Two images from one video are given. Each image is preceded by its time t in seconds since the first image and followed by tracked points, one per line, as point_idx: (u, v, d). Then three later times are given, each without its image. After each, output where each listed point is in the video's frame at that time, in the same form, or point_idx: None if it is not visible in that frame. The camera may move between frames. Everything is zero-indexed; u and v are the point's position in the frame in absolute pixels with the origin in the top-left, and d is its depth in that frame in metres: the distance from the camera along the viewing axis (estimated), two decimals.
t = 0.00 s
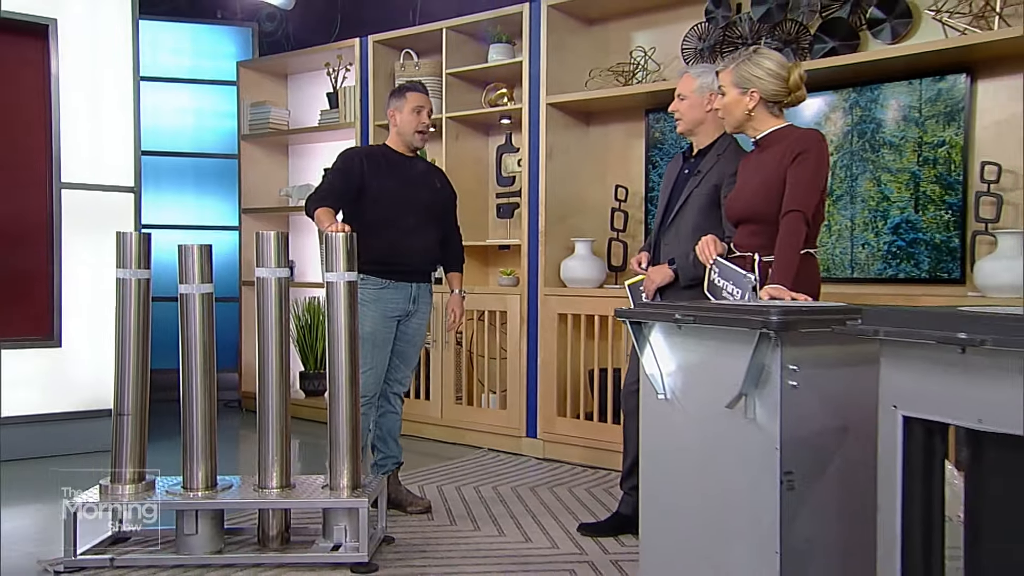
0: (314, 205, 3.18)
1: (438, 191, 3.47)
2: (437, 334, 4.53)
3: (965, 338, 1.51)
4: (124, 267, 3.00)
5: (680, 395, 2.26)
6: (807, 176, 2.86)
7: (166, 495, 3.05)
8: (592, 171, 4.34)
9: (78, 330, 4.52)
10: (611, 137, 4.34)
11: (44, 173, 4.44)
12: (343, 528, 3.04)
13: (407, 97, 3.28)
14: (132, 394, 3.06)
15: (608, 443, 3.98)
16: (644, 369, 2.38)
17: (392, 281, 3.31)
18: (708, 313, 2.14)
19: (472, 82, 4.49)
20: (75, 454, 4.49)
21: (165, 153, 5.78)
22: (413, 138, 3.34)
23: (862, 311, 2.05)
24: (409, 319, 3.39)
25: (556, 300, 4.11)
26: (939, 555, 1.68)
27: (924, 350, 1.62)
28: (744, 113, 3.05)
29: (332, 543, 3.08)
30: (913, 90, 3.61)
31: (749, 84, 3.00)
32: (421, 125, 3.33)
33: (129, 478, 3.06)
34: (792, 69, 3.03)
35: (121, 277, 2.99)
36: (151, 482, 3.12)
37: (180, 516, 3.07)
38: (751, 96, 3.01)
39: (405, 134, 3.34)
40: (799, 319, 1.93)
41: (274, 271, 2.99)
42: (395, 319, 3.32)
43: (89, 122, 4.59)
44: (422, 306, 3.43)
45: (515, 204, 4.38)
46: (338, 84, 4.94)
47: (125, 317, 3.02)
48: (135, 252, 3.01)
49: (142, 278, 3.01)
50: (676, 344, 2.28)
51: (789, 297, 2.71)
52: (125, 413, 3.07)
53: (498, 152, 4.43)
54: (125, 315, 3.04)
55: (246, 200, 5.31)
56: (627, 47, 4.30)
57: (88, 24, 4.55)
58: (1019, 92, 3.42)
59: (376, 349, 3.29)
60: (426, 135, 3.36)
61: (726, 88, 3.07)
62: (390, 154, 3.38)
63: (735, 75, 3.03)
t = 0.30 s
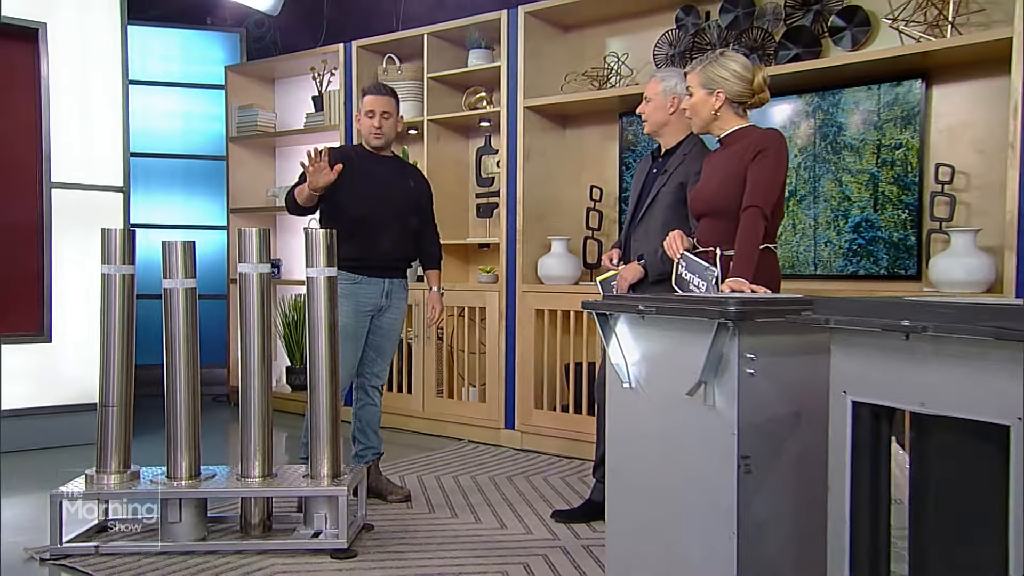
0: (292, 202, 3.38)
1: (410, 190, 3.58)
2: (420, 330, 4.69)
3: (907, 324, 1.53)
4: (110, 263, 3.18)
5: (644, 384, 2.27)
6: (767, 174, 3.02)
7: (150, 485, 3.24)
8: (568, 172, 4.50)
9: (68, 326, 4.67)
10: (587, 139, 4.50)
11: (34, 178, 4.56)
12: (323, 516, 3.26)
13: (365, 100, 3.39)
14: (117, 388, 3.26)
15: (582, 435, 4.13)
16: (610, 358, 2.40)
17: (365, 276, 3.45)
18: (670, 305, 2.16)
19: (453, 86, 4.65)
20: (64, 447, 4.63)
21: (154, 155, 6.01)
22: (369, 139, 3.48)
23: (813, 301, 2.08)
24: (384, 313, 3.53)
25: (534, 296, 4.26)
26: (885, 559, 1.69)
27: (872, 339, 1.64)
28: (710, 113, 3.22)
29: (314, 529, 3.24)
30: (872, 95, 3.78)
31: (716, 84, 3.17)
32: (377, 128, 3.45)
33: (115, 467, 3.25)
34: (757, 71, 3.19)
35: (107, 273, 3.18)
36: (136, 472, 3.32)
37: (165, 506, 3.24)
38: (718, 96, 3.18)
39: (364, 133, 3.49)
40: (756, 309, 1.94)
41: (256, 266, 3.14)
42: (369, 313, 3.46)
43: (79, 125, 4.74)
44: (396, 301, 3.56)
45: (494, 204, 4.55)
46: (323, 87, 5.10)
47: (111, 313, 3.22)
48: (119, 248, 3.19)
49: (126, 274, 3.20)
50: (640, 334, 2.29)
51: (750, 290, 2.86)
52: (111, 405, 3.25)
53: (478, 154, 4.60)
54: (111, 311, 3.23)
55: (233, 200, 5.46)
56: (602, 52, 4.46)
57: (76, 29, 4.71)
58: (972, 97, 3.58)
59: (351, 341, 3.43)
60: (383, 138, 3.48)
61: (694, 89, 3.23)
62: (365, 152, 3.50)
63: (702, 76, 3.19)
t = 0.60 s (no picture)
0: (268, 206, 3.43)
1: (374, 187, 3.74)
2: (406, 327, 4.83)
3: (860, 315, 1.62)
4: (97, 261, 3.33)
5: (614, 375, 2.37)
6: (731, 175, 3.17)
7: (138, 474, 3.36)
8: (548, 173, 4.66)
9: (62, 322, 4.81)
10: (567, 142, 4.65)
11: (28, 183, 4.71)
12: (308, 505, 3.38)
13: (332, 99, 3.51)
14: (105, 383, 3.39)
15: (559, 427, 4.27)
16: (583, 352, 2.49)
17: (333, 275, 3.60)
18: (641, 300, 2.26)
19: (437, 90, 4.82)
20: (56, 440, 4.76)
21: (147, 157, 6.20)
22: (340, 136, 3.59)
23: (772, 294, 2.20)
24: (355, 309, 3.68)
25: (515, 293, 4.41)
26: (839, 554, 1.80)
27: (830, 329, 1.74)
28: (680, 114, 3.37)
29: (297, 519, 3.43)
30: (838, 100, 3.93)
31: (685, 88, 3.31)
32: (346, 125, 3.56)
33: (104, 459, 3.38)
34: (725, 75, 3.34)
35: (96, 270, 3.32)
36: (124, 463, 3.45)
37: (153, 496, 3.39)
38: (687, 99, 3.33)
39: (333, 132, 3.59)
40: (719, 302, 2.07)
41: (242, 263, 3.29)
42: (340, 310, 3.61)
43: (72, 126, 4.89)
44: (366, 297, 3.71)
45: (476, 204, 4.72)
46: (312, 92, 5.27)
47: (99, 310, 3.35)
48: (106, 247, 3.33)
49: (113, 272, 3.34)
50: (612, 328, 2.39)
51: (714, 285, 3.01)
52: (100, 399, 3.39)
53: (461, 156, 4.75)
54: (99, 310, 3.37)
55: (224, 201, 5.60)
56: (580, 58, 4.62)
57: (71, 34, 4.86)
58: (931, 103, 3.76)
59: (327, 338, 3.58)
60: (353, 134, 3.59)
61: (665, 91, 3.38)
62: (329, 153, 3.65)
63: (672, 79, 3.34)
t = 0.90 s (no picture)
0: (244, 212, 3.61)
1: (342, 186, 3.90)
2: (393, 324, 4.97)
3: (821, 308, 1.67)
4: (91, 259, 3.47)
5: (588, 368, 2.38)
6: (702, 177, 3.32)
7: (131, 466, 3.49)
8: (531, 175, 4.83)
9: (59, 319, 4.96)
10: (550, 145, 4.81)
11: (26, 196, 4.84)
12: (297, 495, 3.56)
13: (308, 101, 3.67)
14: (97, 377, 3.52)
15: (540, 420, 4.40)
16: (559, 346, 2.49)
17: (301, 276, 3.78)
18: (613, 296, 2.28)
19: (425, 95, 4.99)
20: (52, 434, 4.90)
21: (143, 159, 6.39)
22: (316, 137, 3.75)
23: (740, 287, 2.21)
24: (330, 305, 3.84)
25: (500, 291, 4.55)
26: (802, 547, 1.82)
27: (791, 322, 1.79)
28: (656, 116, 3.49)
29: (286, 509, 3.58)
30: (809, 106, 4.10)
31: (661, 91, 3.44)
32: (323, 126, 3.73)
33: (97, 452, 3.51)
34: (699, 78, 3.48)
35: (89, 267, 3.46)
36: (118, 456, 3.59)
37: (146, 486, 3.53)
38: (662, 103, 3.46)
39: (309, 133, 3.74)
40: (688, 297, 2.08)
41: (231, 260, 3.43)
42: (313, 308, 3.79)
43: (70, 129, 5.04)
44: (337, 294, 3.86)
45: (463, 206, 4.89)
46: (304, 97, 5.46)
47: (92, 307, 3.49)
48: (99, 245, 3.47)
49: (106, 269, 3.49)
50: (586, 322, 2.40)
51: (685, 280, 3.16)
52: (92, 392, 3.52)
53: (449, 159, 4.99)
54: (92, 307, 3.51)
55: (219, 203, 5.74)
56: (563, 64, 4.79)
57: (70, 37, 5.01)
58: (897, 108, 3.92)
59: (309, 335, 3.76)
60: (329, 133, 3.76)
61: (641, 94, 3.51)
62: (296, 153, 3.79)
63: (649, 83, 3.47)
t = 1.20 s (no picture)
0: (233, 213, 3.76)
1: (323, 185, 4.05)
2: (386, 322, 5.12)
3: (790, 304, 1.69)
4: (90, 257, 3.60)
5: (570, 363, 2.39)
6: (680, 177, 3.47)
7: (130, 459, 3.63)
8: (520, 178, 4.99)
9: (61, 317, 5.10)
10: (538, 148, 4.97)
11: (30, 197, 4.99)
12: (290, 487, 3.72)
13: (298, 105, 3.84)
14: (96, 371, 3.64)
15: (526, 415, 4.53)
16: (540, 343, 2.50)
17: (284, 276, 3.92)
18: (593, 292, 2.29)
19: (417, 100, 5.16)
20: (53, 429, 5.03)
21: (144, 163, 6.56)
22: (300, 141, 3.91)
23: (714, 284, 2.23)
24: (312, 304, 3.98)
25: (489, 290, 4.69)
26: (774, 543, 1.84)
27: (762, 315, 1.80)
28: (637, 119, 3.63)
29: (280, 500, 3.73)
30: (785, 111, 4.25)
31: (642, 95, 3.57)
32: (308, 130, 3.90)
33: (96, 444, 3.64)
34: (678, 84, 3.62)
35: (88, 265, 3.59)
36: (116, 449, 3.72)
37: (145, 478, 3.65)
38: (643, 106, 3.60)
39: (293, 136, 3.91)
40: (665, 293, 2.11)
41: (226, 259, 3.56)
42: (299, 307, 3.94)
43: (72, 133, 5.18)
44: (319, 293, 4.00)
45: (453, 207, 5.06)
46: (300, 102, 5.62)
47: (90, 304, 3.62)
48: (98, 243, 3.60)
49: (106, 267, 3.62)
50: (567, 319, 2.41)
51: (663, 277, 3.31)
52: (91, 387, 3.64)
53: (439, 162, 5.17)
54: (90, 304, 3.63)
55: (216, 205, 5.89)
56: (550, 71, 4.95)
57: (71, 42, 5.16)
58: (870, 114, 4.08)
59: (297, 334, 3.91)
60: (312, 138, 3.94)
61: (622, 98, 3.64)
62: (278, 154, 3.95)
63: (630, 87, 3.60)
